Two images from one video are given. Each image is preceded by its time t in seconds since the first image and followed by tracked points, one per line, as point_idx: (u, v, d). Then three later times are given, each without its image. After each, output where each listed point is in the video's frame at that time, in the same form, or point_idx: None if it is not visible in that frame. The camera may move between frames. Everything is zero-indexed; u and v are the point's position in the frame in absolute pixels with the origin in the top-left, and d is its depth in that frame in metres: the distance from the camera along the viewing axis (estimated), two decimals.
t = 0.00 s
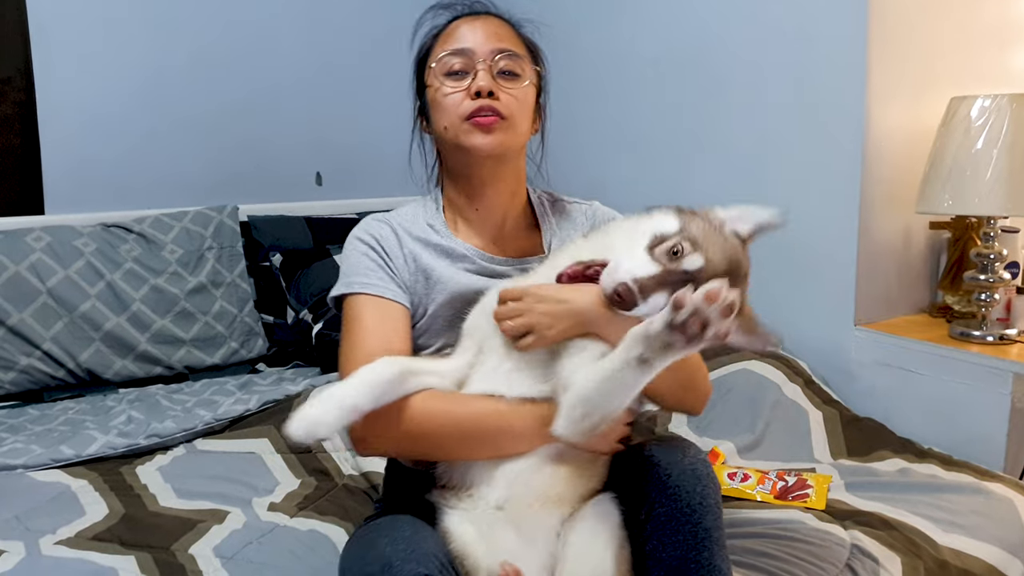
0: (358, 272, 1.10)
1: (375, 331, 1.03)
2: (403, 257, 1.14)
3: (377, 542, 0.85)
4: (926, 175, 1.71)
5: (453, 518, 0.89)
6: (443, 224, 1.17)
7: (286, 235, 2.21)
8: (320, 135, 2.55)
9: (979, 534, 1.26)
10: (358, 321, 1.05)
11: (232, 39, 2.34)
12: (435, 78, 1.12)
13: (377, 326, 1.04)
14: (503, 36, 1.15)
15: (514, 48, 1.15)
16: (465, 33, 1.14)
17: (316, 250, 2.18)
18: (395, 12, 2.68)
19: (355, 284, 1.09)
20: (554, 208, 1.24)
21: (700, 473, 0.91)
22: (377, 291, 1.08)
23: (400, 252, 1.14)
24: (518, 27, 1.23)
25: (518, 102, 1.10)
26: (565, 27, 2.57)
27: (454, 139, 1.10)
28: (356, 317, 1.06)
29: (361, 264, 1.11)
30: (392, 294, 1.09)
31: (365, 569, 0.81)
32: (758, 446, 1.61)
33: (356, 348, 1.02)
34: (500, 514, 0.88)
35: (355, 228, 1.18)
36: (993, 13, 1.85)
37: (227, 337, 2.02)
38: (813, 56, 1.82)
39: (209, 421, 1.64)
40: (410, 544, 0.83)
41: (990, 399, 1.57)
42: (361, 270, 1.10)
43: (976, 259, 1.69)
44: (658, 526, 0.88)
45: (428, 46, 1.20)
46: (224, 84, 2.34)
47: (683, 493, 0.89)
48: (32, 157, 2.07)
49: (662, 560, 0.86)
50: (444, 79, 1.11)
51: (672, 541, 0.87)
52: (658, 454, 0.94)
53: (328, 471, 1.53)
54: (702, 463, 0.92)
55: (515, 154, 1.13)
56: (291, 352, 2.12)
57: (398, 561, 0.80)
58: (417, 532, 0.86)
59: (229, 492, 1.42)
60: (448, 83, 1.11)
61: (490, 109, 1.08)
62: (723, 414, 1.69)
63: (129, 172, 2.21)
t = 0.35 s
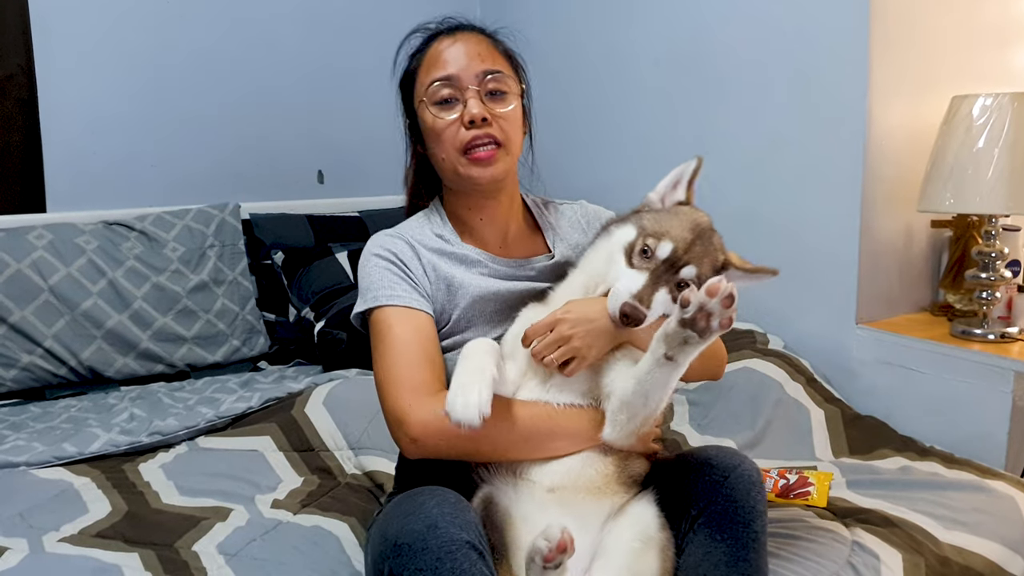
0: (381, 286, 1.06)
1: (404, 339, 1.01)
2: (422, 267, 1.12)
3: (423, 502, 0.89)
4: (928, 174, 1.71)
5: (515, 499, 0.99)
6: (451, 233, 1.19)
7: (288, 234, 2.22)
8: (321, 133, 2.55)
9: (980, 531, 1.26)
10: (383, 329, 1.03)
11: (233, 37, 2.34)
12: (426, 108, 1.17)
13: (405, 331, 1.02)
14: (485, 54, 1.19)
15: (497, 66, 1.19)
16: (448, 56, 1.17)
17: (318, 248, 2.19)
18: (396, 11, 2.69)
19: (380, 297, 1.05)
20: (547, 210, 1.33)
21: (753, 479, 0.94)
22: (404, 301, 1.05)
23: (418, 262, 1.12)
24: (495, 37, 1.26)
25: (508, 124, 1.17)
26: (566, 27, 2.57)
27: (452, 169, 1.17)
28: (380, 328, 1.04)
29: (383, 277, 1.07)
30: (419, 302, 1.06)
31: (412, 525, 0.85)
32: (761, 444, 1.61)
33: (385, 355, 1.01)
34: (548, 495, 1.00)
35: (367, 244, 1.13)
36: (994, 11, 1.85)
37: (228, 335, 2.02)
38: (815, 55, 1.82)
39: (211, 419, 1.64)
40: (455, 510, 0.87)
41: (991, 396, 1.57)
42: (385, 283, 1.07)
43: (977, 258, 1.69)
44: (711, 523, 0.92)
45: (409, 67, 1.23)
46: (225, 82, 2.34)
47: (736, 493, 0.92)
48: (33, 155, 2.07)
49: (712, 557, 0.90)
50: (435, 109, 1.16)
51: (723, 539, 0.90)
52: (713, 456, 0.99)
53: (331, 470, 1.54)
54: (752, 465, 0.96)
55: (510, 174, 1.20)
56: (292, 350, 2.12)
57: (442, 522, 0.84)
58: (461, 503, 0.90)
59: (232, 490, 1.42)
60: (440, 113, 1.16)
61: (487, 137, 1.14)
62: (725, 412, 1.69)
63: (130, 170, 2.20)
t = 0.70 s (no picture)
0: (374, 302, 1.05)
1: (396, 359, 1.01)
2: (416, 274, 1.08)
3: (395, 527, 0.90)
4: (927, 173, 1.71)
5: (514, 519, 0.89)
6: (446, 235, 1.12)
7: (288, 233, 2.22)
8: (320, 131, 2.55)
9: (980, 531, 1.26)
10: (377, 346, 1.03)
11: (230, 35, 2.33)
12: (424, 91, 1.12)
13: (399, 349, 1.02)
14: (490, 40, 1.14)
15: (503, 52, 1.14)
16: (450, 40, 1.13)
17: (317, 247, 2.18)
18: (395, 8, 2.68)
19: (374, 312, 1.04)
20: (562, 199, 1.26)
21: (766, 487, 0.96)
22: (399, 317, 1.03)
23: (412, 269, 1.09)
24: (504, 27, 1.22)
25: (509, 111, 1.09)
26: (566, 25, 2.56)
27: (448, 153, 1.09)
28: (375, 344, 1.03)
29: (376, 288, 1.05)
30: (413, 316, 1.04)
31: (385, 556, 0.87)
32: (760, 443, 1.61)
33: (379, 372, 1.01)
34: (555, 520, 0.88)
35: (360, 249, 1.11)
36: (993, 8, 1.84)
37: (227, 333, 2.01)
38: (814, 53, 1.82)
39: (210, 419, 1.64)
40: (427, 530, 0.88)
41: (991, 396, 1.57)
42: (379, 297, 1.05)
43: (977, 257, 1.69)
44: (724, 529, 0.93)
45: (415, 56, 1.20)
46: (222, 79, 2.33)
47: (752, 500, 0.94)
48: (32, 153, 2.06)
49: (723, 561, 0.91)
50: (432, 91, 1.11)
51: (736, 544, 0.91)
52: (726, 462, 1.00)
53: (330, 469, 1.54)
54: (765, 473, 0.98)
55: (509, 164, 1.11)
56: (291, 349, 2.12)
57: (413, 547, 0.86)
58: (437, 520, 0.90)
59: (230, 490, 1.42)
60: (438, 95, 1.10)
61: (485, 122, 1.07)
62: (725, 411, 1.69)
63: (128, 168, 2.20)
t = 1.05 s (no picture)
0: (374, 309, 1.04)
1: (396, 369, 1.00)
2: (416, 283, 1.09)
3: (377, 548, 0.88)
4: (931, 171, 1.71)
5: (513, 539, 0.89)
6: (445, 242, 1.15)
7: (289, 231, 2.22)
8: (322, 131, 2.55)
9: (983, 531, 1.26)
10: (376, 357, 1.02)
11: (233, 35, 2.33)
12: (430, 100, 1.16)
13: (399, 359, 1.01)
14: (491, 42, 1.18)
15: (504, 52, 1.19)
16: (451, 46, 1.16)
17: (319, 246, 2.18)
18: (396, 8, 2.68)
19: (375, 319, 1.03)
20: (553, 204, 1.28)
21: (770, 485, 0.94)
22: (401, 326, 1.03)
23: (413, 278, 1.10)
24: (495, 22, 1.25)
25: (517, 115, 1.17)
26: (567, 24, 2.56)
27: (465, 162, 1.17)
28: (374, 354, 1.02)
29: (377, 295, 1.05)
30: (415, 325, 1.04)
31: None
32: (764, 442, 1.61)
33: (377, 381, 1.00)
34: (556, 533, 0.90)
35: (358, 254, 1.10)
36: (994, 6, 1.84)
37: (229, 333, 2.02)
38: (817, 52, 1.81)
39: (212, 418, 1.64)
40: (407, 552, 0.85)
41: (994, 396, 1.56)
42: (380, 304, 1.04)
43: (980, 256, 1.69)
44: (726, 528, 0.91)
45: (409, 59, 1.22)
46: (225, 79, 2.33)
47: (753, 499, 0.92)
48: (35, 153, 2.06)
49: (726, 561, 0.89)
50: (441, 101, 1.15)
51: (738, 543, 0.89)
52: (727, 461, 0.98)
53: (332, 468, 1.54)
54: (767, 471, 0.96)
55: (521, 166, 1.20)
56: (294, 348, 2.12)
57: (393, 569, 0.83)
58: (415, 539, 0.88)
59: (233, 489, 1.42)
60: (448, 104, 1.15)
61: (501, 130, 1.14)
62: (728, 410, 1.69)
63: (131, 167, 2.20)
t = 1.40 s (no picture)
0: (383, 313, 1.03)
1: (405, 377, 1.00)
2: (424, 288, 1.10)
3: (373, 551, 0.88)
4: (931, 170, 1.70)
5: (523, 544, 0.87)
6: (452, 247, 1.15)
7: (289, 229, 2.22)
8: (322, 129, 2.55)
9: (983, 530, 1.25)
10: (384, 365, 1.02)
11: (233, 33, 2.33)
12: (440, 101, 1.16)
13: (408, 365, 1.01)
14: (496, 40, 1.19)
15: (509, 50, 1.20)
16: (456, 47, 1.17)
17: (319, 244, 2.18)
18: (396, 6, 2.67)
19: (384, 324, 1.03)
20: (562, 208, 1.25)
21: (782, 489, 0.93)
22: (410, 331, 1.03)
23: (421, 283, 1.10)
24: (495, 23, 1.26)
25: (530, 111, 1.17)
26: (568, 23, 2.55)
27: (482, 161, 1.16)
28: (382, 363, 1.02)
29: (387, 300, 1.04)
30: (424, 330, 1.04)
31: None
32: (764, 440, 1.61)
33: (388, 390, 1.00)
34: (566, 538, 0.89)
35: (366, 259, 1.09)
36: (995, 6, 1.84)
37: (229, 331, 2.02)
38: (818, 51, 1.81)
39: (212, 416, 1.64)
40: (405, 554, 0.86)
41: (994, 395, 1.56)
42: (389, 308, 1.04)
43: (980, 255, 1.69)
44: (738, 529, 0.90)
45: (412, 67, 1.23)
46: (224, 77, 2.33)
47: (765, 501, 0.91)
48: (34, 150, 2.06)
49: (735, 562, 0.87)
50: (451, 101, 1.16)
51: (749, 544, 0.88)
52: (740, 463, 0.98)
53: (332, 466, 1.54)
54: (780, 474, 0.95)
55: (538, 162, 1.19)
56: (294, 347, 2.12)
57: (393, 570, 0.84)
58: (413, 542, 0.89)
59: (234, 487, 1.42)
60: (459, 104, 1.15)
61: (517, 126, 1.14)
62: (728, 408, 1.69)
63: (130, 165, 2.19)
